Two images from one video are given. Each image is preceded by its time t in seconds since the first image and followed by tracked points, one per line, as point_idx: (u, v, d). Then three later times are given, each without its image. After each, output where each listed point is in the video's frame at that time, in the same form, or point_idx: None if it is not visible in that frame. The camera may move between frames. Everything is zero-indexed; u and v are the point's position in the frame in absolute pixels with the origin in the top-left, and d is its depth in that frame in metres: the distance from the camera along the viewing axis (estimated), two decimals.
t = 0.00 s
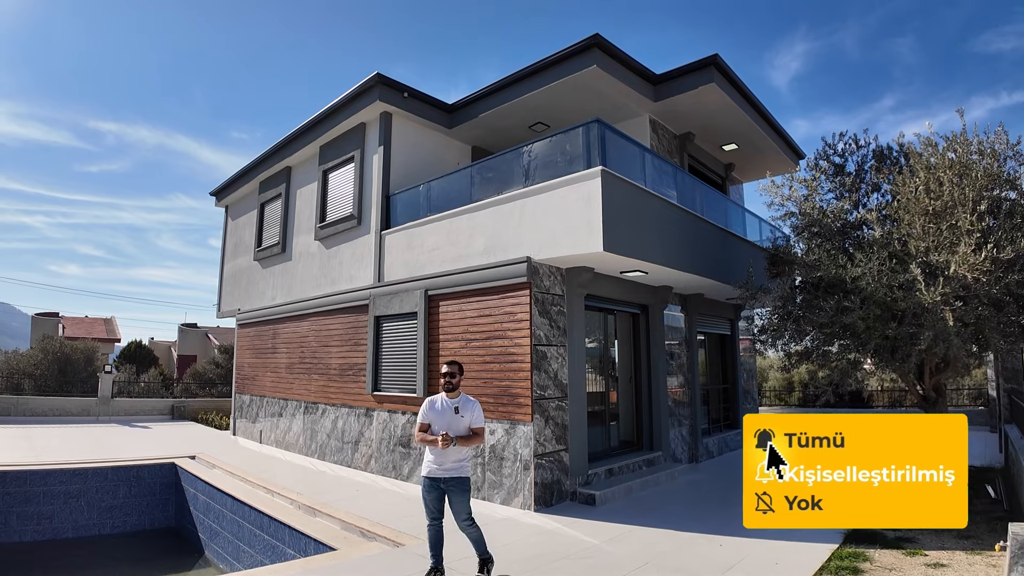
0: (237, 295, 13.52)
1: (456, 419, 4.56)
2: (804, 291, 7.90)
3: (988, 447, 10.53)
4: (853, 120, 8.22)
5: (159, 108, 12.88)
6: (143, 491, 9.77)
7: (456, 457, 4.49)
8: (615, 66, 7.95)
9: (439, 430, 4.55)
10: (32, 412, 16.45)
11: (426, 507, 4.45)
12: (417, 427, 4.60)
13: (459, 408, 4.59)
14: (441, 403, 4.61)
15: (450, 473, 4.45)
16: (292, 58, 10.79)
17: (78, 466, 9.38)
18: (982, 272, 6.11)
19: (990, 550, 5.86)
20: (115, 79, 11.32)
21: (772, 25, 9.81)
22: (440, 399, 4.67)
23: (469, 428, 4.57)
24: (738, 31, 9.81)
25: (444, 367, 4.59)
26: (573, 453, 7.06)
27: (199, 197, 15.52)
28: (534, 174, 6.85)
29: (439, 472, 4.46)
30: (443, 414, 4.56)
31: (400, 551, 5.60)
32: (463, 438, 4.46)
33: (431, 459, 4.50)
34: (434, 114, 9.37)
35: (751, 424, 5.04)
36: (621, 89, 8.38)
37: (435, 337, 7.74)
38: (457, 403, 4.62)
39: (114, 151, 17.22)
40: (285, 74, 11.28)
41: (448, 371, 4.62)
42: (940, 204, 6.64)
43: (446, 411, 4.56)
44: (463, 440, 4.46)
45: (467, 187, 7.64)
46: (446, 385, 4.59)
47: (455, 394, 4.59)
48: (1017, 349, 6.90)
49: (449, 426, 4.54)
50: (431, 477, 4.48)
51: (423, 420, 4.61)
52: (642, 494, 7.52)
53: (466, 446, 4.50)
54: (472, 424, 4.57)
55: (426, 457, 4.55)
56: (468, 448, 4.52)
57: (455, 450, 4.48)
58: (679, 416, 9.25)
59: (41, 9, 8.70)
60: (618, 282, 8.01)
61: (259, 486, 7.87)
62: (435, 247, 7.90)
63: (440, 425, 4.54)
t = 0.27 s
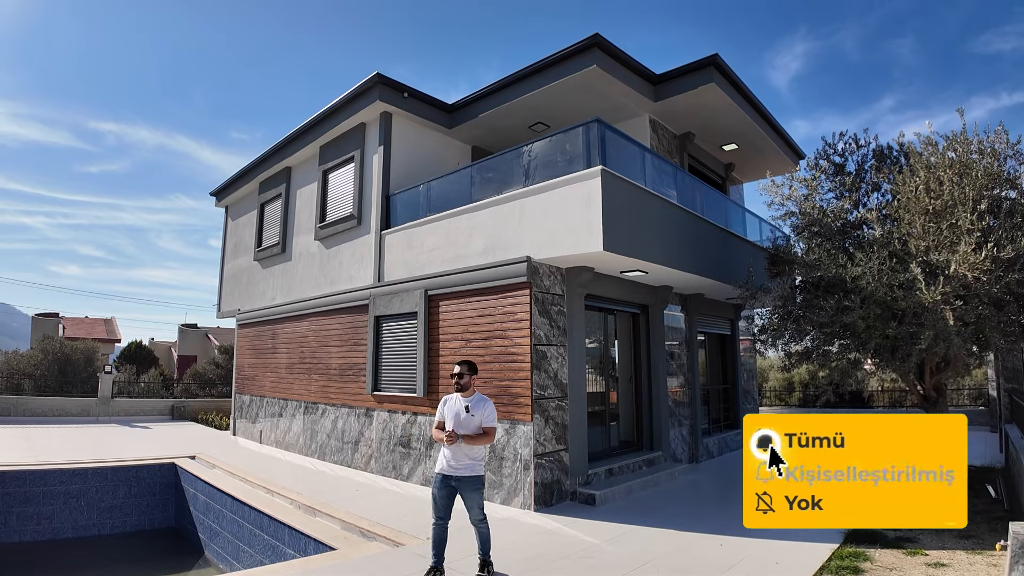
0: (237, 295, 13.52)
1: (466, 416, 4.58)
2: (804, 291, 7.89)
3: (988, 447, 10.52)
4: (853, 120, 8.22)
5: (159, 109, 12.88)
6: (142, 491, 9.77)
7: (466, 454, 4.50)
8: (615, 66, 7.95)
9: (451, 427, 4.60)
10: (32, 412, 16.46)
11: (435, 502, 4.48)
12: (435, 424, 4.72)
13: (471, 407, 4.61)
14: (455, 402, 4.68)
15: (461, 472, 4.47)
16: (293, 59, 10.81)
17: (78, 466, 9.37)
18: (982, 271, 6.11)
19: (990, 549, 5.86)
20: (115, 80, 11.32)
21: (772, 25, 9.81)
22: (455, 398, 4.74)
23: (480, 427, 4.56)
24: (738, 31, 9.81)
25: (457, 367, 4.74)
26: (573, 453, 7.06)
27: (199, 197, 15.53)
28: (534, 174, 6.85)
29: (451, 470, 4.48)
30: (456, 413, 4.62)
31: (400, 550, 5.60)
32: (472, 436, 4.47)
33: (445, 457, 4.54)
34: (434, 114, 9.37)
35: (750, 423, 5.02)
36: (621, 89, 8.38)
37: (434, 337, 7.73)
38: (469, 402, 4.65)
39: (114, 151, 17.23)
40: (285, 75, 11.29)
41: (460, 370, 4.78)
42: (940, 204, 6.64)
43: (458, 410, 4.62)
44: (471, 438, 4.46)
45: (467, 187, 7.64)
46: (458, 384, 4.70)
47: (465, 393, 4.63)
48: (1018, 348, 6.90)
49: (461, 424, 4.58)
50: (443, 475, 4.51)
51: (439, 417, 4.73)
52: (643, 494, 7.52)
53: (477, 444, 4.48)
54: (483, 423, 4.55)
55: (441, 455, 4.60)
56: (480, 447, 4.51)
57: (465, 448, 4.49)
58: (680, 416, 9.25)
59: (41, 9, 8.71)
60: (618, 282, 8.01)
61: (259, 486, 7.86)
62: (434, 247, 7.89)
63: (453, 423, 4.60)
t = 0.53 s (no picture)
0: (237, 295, 13.53)
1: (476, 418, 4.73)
2: (805, 290, 7.90)
3: (989, 447, 10.51)
4: (853, 119, 8.22)
5: (160, 109, 12.88)
6: (143, 491, 9.77)
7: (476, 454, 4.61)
8: (615, 65, 7.95)
9: (465, 429, 4.79)
10: (33, 412, 16.46)
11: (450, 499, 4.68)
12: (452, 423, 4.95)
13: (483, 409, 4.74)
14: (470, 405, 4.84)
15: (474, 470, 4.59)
16: (293, 59, 10.82)
17: (78, 466, 9.38)
18: (982, 270, 6.12)
19: (991, 548, 5.86)
20: (115, 79, 11.33)
21: (772, 25, 9.82)
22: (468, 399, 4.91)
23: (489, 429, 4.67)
24: (738, 31, 9.82)
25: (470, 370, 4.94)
26: (574, 453, 7.06)
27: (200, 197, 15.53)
28: (534, 173, 6.85)
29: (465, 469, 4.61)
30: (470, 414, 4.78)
31: (400, 550, 5.60)
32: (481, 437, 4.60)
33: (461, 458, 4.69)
34: (434, 113, 9.38)
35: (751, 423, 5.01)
36: (621, 88, 8.38)
37: (435, 336, 7.73)
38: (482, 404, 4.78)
39: (114, 151, 17.24)
40: (286, 75, 11.30)
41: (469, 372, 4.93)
42: (940, 203, 6.64)
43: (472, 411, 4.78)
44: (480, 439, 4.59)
45: (467, 187, 7.64)
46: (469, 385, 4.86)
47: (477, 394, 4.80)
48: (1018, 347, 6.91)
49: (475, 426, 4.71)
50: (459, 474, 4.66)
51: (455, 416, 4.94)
52: (643, 494, 7.52)
53: (487, 445, 4.60)
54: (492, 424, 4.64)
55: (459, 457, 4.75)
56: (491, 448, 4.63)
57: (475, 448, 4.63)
58: (680, 415, 9.25)
59: (42, 9, 8.72)
60: (618, 281, 8.00)
61: (259, 485, 7.86)
62: (435, 246, 7.89)
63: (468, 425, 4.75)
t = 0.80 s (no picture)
0: (237, 295, 13.53)
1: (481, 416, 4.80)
2: (805, 289, 7.90)
3: (989, 446, 10.51)
4: (853, 119, 8.22)
5: (160, 109, 12.89)
6: (143, 490, 9.77)
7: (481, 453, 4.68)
8: (616, 65, 7.95)
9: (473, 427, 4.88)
10: (33, 411, 16.45)
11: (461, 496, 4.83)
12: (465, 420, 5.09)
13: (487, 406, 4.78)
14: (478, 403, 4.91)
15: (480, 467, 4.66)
16: (293, 59, 10.82)
17: (79, 465, 9.37)
18: (983, 268, 6.12)
19: (992, 547, 5.85)
20: (115, 79, 11.33)
21: (773, 25, 9.82)
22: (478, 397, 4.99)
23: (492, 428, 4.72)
24: (738, 31, 9.82)
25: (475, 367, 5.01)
26: (574, 452, 7.06)
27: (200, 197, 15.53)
28: (535, 173, 6.85)
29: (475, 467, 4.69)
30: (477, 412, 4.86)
31: (401, 549, 5.61)
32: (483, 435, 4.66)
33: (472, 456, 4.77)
34: (435, 113, 9.38)
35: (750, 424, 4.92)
36: (622, 88, 8.39)
37: (435, 335, 7.73)
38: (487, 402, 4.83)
39: (114, 151, 17.23)
40: (285, 74, 11.30)
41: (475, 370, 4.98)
42: (941, 201, 6.63)
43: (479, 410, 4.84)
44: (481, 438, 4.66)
45: (467, 186, 7.64)
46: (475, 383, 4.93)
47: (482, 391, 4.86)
48: (1019, 346, 6.91)
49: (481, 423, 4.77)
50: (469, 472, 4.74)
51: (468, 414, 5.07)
52: (643, 493, 7.51)
53: (491, 444, 4.66)
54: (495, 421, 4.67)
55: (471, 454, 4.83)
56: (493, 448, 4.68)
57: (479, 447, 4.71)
58: (680, 415, 9.24)
59: (41, 9, 8.71)
60: (619, 280, 8.00)
61: (260, 484, 7.86)
62: (435, 246, 7.89)
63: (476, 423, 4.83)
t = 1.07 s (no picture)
0: (238, 293, 13.53)
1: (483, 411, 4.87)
2: (806, 287, 7.90)
3: (991, 445, 10.49)
4: (854, 117, 8.23)
5: (161, 108, 12.90)
6: (144, 488, 9.78)
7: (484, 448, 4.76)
8: (617, 63, 7.96)
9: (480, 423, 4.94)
10: (34, 410, 16.46)
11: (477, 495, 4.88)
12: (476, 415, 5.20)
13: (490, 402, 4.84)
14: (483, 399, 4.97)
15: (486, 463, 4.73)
16: (294, 58, 10.82)
17: (79, 463, 9.37)
18: (983, 266, 6.13)
19: (993, 545, 5.84)
20: (116, 78, 11.34)
21: (773, 24, 9.82)
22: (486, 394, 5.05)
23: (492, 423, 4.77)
24: (739, 29, 9.83)
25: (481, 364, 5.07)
26: (575, 449, 7.06)
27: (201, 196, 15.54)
28: (536, 170, 6.86)
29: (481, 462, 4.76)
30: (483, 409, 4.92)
31: (402, 546, 5.62)
32: (482, 430, 4.73)
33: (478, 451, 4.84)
34: (435, 111, 9.39)
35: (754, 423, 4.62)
36: (623, 86, 8.40)
37: (436, 333, 7.74)
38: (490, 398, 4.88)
39: (115, 150, 17.23)
40: (286, 73, 11.31)
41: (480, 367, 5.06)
42: (941, 199, 6.63)
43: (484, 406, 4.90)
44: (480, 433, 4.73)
45: (468, 184, 7.64)
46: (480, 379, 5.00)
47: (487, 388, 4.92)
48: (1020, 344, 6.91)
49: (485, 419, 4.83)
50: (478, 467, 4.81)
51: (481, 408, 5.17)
52: (644, 491, 7.51)
53: (493, 440, 4.71)
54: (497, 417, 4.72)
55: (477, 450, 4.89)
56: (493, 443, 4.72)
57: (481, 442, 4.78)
58: (681, 413, 9.24)
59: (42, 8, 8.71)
60: (619, 278, 8.00)
61: (261, 482, 7.87)
62: (436, 244, 7.90)
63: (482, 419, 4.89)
